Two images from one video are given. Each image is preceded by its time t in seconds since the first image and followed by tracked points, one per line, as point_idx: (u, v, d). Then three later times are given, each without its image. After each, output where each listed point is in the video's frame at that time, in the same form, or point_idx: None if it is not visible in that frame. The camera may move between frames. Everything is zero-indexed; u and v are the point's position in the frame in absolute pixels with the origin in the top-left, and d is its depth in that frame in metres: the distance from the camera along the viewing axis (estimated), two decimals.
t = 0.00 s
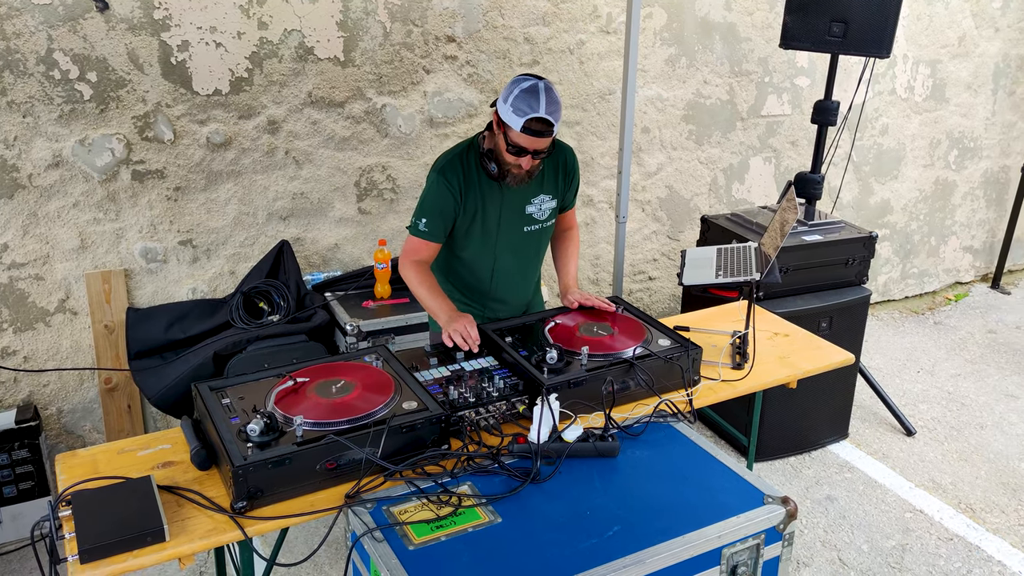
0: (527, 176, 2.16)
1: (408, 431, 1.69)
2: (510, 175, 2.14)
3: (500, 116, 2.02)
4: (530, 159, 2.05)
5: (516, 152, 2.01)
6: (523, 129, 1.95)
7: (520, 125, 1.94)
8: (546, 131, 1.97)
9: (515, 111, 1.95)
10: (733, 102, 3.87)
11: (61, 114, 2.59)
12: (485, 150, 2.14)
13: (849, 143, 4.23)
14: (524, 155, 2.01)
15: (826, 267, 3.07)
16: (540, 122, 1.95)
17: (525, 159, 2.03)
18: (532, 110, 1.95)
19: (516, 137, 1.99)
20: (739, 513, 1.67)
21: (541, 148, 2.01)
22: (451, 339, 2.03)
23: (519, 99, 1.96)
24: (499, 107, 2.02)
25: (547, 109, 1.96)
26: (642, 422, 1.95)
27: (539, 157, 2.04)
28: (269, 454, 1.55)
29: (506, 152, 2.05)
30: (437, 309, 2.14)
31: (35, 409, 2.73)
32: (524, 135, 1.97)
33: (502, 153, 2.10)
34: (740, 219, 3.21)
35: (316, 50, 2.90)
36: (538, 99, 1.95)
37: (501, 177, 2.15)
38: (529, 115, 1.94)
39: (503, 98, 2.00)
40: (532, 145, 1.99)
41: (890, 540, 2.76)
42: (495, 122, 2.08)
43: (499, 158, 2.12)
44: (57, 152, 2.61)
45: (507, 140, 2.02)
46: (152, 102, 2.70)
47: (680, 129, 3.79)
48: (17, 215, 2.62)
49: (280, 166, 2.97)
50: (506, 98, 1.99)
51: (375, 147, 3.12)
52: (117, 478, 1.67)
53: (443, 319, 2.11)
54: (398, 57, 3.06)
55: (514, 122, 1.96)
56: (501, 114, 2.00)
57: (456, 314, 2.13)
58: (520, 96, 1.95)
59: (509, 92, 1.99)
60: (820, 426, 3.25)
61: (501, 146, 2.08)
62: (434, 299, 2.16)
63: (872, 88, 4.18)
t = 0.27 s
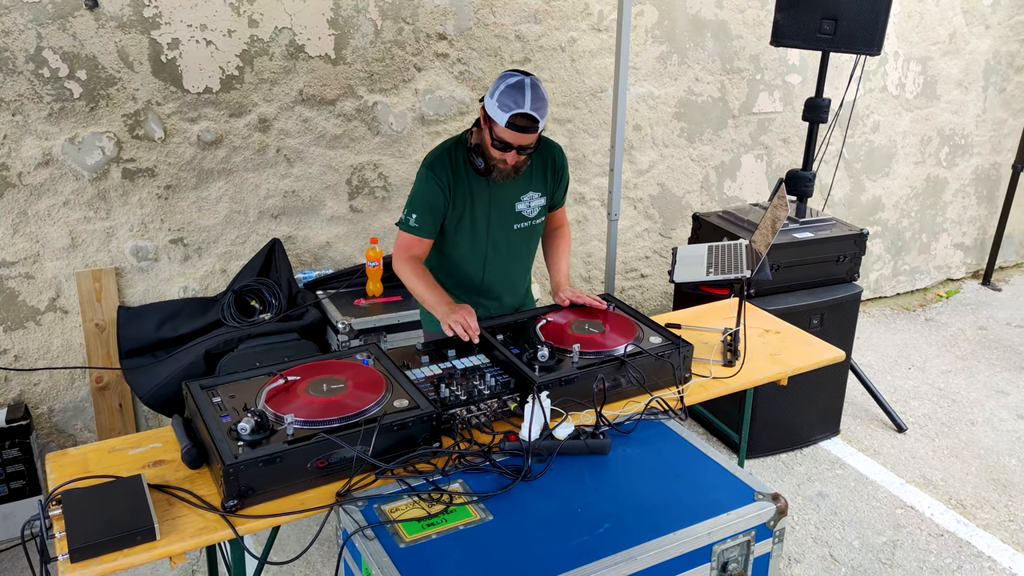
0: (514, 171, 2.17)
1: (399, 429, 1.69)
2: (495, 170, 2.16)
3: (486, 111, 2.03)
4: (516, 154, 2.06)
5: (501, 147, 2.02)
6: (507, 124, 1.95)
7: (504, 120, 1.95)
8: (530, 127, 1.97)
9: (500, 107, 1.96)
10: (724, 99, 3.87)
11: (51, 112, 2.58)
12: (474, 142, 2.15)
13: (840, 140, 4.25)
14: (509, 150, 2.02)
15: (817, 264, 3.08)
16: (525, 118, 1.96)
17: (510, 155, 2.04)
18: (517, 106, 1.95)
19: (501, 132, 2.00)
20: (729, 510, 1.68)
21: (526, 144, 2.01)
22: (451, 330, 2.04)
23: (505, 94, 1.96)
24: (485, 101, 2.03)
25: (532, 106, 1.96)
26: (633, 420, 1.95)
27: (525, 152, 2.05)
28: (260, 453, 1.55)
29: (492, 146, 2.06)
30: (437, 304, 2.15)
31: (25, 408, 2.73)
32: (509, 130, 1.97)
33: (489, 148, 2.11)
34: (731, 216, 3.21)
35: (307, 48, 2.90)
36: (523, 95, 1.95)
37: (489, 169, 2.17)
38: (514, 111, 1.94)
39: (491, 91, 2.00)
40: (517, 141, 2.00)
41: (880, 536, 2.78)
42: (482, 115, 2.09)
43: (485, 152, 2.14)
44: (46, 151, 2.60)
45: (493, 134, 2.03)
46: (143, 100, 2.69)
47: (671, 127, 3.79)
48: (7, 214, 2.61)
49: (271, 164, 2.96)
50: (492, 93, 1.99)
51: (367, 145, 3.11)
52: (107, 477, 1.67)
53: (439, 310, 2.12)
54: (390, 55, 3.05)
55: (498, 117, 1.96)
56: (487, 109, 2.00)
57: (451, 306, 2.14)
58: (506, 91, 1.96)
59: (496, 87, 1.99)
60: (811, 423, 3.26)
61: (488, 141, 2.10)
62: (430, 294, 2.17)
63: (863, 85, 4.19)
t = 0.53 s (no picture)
0: (504, 170, 2.17)
1: (392, 427, 1.68)
2: (486, 169, 2.15)
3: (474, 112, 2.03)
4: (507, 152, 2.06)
5: (492, 146, 2.02)
6: (496, 123, 1.96)
7: (493, 119, 1.96)
8: (519, 123, 1.97)
9: (488, 105, 1.96)
10: (717, 97, 3.88)
11: (41, 110, 2.56)
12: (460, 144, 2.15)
13: (833, 138, 4.25)
14: (500, 148, 2.02)
15: (810, 261, 3.08)
16: (514, 115, 1.96)
17: (501, 153, 2.04)
18: (505, 103, 1.96)
19: (491, 131, 2.00)
20: (722, 507, 1.68)
21: (517, 141, 2.02)
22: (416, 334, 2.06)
23: (491, 92, 1.97)
24: (472, 103, 2.03)
25: (519, 100, 1.97)
26: (626, 417, 1.95)
27: (515, 149, 2.05)
28: (251, 451, 1.54)
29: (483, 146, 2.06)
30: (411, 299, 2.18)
31: (16, 407, 2.71)
32: (498, 128, 1.98)
33: (478, 149, 2.11)
34: (724, 213, 3.21)
35: (299, 45, 2.89)
36: (509, 91, 1.96)
37: (480, 171, 2.16)
38: (502, 108, 1.95)
39: (476, 93, 2.01)
40: (507, 138, 2.00)
41: (873, 533, 2.78)
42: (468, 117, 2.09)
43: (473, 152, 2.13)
44: (37, 148, 2.59)
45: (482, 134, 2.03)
46: (134, 98, 2.68)
47: (664, 124, 3.79)
48: None
49: (263, 162, 2.95)
50: (477, 93, 2.00)
51: (359, 143, 3.11)
52: (98, 476, 1.66)
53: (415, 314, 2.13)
54: (382, 52, 3.05)
55: (487, 116, 1.97)
56: (475, 109, 2.01)
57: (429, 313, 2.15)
58: (492, 90, 1.96)
59: (479, 87, 2.00)
60: (804, 420, 3.27)
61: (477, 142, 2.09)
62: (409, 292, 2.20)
63: (855, 83, 4.20)
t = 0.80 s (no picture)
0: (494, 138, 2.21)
1: (385, 426, 1.68)
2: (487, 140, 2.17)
3: (465, 90, 2.03)
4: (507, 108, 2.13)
5: (500, 104, 2.08)
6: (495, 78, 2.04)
7: (491, 76, 2.03)
8: (505, 71, 2.08)
9: (482, 68, 2.02)
10: (712, 95, 3.88)
11: (32, 107, 2.55)
12: (442, 134, 2.13)
13: (827, 136, 4.26)
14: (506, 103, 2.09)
15: (805, 260, 3.09)
16: (500, 65, 2.06)
17: (508, 108, 2.10)
18: (490, 59, 2.04)
19: (494, 91, 2.06)
20: (716, 506, 1.68)
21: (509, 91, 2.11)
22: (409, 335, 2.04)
23: (474, 58, 2.02)
24: (458, 85, 2.03)
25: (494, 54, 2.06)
26: (621, 416, 1.95)
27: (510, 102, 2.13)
28: (244, 451, 1.54)
29: (487, 115, 2.09)
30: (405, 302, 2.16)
31: (7, 406, 2.70)
32: (497, 85, 2.05)
33: (478, 125, 2.11)
34: (719, 212, 3.22)
35: (293, 42, 2.88)
36: (485, 50, 2.05)
37: (475, 148, 2.18)
38: (492, 65, 2.03)
39: (453, 76, 2.02)
40: (506, 90, 2.09)
41: (867, 531, 2.79)
42: (453, 102, 2.07)
43: (473, 130, 2.13)
44: (29, 146, 2.58)
45: (484, 104, 2.06)
46: (126, 95, 2.66)
47: (659, 123, 3.79)
48: None
49: (256, 159, 2.94)
50: (460, 71, 2.02)
51: (353, 141, 3.10)
52: (90, 475, 1.65)
53: (409, 316, 2.10)
54: (376, 50, 3.04)
55: (484, 80, 2.02)
56: (471, 84, 2.02)
57: (425, 311, 2.13)
58: (473, 57, 2.02)
59: (456, 65, 2.02)
60: (798, 419, 3.27)
61: (476, 118, 2.10)
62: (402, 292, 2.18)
63: (849, 82, 4.20)
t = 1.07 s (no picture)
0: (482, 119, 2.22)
1: (384, 427, 1.68)
2: (474, 121, 2.17)
3: (449, 70, 2.04)
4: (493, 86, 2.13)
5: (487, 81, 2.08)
6: (479, 54, 2.05)
7: (475, 53, 2.04)
8: (488, 49, 2.09)
9: (463, 47, 2.03)
10: (709, 95, 3.88)
11: (30, 107, 2.54)
12: (429, 119, 2.13)
13: (824, 137, 4.27)
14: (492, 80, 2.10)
15: (802, 261, 3.09)
16: (483, 43, 2.07)
17: (493, 86, 2.11)
18: (471, 37, 2.06)
19: (478, 69, 2.06)
20: (715, 507, 1.68)
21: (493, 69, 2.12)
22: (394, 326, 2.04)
23: (456, 38, 2.03)
24: (443, 65, 2.04)
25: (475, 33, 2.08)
26: (619, 417, 1.95)
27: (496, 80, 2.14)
28: (243, 451, 1.54)
29: (476, 94, 2.09)
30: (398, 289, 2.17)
31: (5, 406, 2.70)
32: (482, 61, 2.06)
33: (465, 105, 2.12)
34: (716, 212, 3.22)
35: (290, 43, 2.88)
36: (466, 30, 2.06)
37: (464, 130, 2.19)
38: (475, 42, 2.04)
39: (437, 57, 2.04)
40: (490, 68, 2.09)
41: (865, 532, 2.79)
42: (439, 84, 2.08)
43: (460, 110, 2.13)
44: (26, 146, 2.57)
45: (469, 82, 2.07)
46: (124, 95, 2.66)
47: (656, 123, 3.80)
48: None
49: (254, 160, 2.94)
50: (443, 51, 2.03)
51: (351, 141, 3.10)
52: (89, 476, 1.65)
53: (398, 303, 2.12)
54: (373, 50, 3.04)
55: (469, 57, 2.04)
56: (454, 63, 2.03)
57: (413, 302, 2.13)
58: (454, 37, 2.04)
59: (439, 46, 2.03)
60: (795, 419, 3.27)
61: (463, 98, 2.10)
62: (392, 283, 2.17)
63: (846, 82, 4.21)
